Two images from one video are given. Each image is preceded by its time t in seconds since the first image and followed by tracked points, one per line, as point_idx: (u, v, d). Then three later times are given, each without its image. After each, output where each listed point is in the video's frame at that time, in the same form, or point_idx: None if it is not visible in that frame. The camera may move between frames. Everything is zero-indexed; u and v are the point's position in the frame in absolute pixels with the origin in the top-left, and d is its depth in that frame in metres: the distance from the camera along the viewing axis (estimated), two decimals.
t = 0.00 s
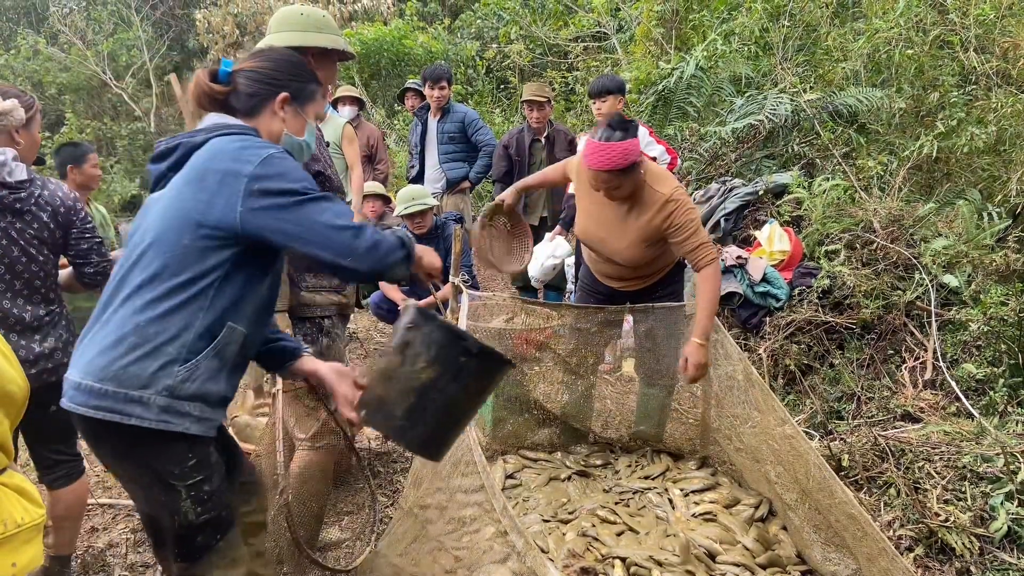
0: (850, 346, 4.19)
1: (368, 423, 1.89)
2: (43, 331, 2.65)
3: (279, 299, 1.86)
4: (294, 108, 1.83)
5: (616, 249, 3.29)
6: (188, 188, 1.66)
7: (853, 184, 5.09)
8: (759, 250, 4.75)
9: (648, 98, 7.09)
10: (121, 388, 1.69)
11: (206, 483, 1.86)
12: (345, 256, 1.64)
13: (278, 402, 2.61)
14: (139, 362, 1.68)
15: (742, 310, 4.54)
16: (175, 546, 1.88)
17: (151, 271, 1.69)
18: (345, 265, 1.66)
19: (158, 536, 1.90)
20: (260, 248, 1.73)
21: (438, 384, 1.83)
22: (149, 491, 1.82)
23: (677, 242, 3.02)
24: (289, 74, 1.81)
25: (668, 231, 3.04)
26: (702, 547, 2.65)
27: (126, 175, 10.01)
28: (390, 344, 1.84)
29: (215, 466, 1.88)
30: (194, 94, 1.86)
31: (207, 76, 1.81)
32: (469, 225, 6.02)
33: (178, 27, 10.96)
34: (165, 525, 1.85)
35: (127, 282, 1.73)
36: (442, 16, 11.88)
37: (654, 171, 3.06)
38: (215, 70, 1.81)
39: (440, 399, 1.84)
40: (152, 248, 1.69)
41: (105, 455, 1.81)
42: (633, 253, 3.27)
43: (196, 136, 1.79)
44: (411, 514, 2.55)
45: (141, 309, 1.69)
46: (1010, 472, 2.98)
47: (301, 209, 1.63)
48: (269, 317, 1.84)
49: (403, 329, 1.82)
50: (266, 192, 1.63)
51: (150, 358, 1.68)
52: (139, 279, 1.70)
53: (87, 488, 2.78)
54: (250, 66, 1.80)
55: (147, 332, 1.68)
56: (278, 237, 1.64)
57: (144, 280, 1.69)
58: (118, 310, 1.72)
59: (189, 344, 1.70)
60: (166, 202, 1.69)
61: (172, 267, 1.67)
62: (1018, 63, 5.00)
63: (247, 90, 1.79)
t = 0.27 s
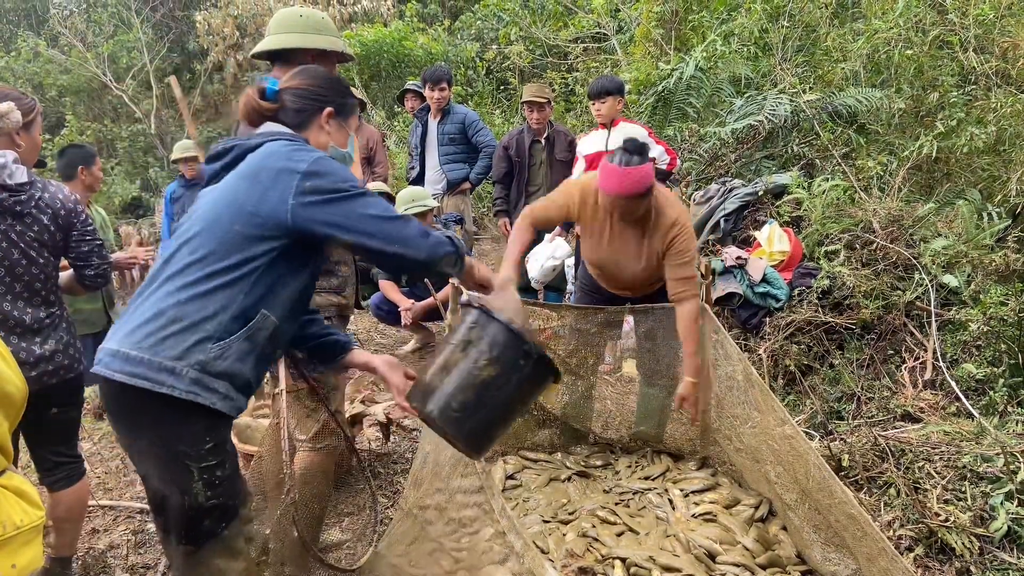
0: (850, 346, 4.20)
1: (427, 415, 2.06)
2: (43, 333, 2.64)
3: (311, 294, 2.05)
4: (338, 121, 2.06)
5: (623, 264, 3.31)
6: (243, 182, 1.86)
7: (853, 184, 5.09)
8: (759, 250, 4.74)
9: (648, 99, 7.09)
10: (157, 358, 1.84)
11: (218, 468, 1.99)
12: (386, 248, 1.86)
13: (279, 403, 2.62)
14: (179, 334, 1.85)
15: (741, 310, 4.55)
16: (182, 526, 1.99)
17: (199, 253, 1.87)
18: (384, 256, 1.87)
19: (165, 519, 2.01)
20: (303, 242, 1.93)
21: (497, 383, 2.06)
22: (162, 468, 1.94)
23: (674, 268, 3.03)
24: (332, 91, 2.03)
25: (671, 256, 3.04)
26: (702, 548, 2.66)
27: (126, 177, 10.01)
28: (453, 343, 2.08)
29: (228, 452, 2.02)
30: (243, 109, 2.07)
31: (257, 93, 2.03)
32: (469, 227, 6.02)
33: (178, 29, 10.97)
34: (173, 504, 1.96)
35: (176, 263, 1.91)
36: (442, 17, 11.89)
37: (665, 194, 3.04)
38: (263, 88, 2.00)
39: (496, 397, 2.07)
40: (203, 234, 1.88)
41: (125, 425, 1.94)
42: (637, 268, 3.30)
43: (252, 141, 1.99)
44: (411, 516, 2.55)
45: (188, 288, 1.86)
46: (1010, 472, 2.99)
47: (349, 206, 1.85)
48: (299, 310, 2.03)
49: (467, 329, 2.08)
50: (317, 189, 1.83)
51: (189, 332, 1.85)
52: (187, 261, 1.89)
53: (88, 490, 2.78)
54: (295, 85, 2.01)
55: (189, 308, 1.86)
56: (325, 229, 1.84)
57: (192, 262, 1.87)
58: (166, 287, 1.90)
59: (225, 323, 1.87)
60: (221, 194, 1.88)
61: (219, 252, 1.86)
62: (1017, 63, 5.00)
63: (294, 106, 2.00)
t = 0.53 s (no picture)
0: (850, 346, 4.20)
1: (453, 415, 2.24)
2: (43, 335, 2.64)
3: (331, 293, 2.14)
4: (371, 135, 2.17)
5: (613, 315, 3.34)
6: (281, 179, 1.97)
7: (852, 184, 5.09)
8: (758, 250, 4.73)
9: (648, 100, 7.09)
10: (180, 335, 1.94)
11: (220, 452, 2.05)
12: (409, 251, 1.97)
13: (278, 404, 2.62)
14: (203, 315, 1.95)
15: (741, 311, 4.55)
16: (180, 505, 2.05)
17: (231, 240, 1.98)
18: (406, 257, 1.98)
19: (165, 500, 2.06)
20: (331, 240, 2.04)
21: (522, 394, 2.23)
22: (167, 445, 2.01)
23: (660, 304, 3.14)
24: (366, 108, 2.16)
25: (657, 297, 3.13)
26: (702, 548, 2.67)
27: (127, 179, 10.02)
28: (485, 350, 2.28)
29: (232, 438, 2.08)
30: (281, 125, 2.19)
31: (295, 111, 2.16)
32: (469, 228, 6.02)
33: (179, 30, 10.98)
34: (174, 482, 2.02)
35: (208, 248, 2.02)
36: (442, 18, 11.90)
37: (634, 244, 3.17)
38: (302, 105, 2.14)
39: (518, 408, 2.24)
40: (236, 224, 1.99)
41: (137, 400, 2.02)
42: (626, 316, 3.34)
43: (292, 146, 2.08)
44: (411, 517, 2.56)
45: (217, 272, 1.97)
46: (1009, 472, 2.99)
47: (377, 209, 1.96)
48: (319, 305, 2.12)
49: (501, 339, 2.28)
50: (349, 191, 1.94)
51: (213, 313, 1.95)
52: (219, 247, 2.00)
53: (88, 492, 2.78)
54: (331, 102, 2.13)
55: (216, 291, 1.96)
56: (352, 228, 1.95)
57: (223, 248, 1.98)
58: (196, 270, 2.00)
59: (247, 309, 1.97)
60: (259, 189, 2.00)
61: (249, 242, 1.97)
62: (1017, 63, 5.01)
63: (330, 121, 2.12)
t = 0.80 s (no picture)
0: (850, 346, 4.20)
1: (460, 418, 2.30)
2: (44, 337, 2.65)
3: (345, 294, 2.20)
4: (388, 146, 2.31)
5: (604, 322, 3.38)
6: (304, 181, 2.04)
7: (852, 184, 5.09)
8: (758, 251, 4.73)
9: (648, 100, 7.09)
10: (200, 325, 1.98)
11: (230, 443, 2.08)
12: (423, 254, 2.06)
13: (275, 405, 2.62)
14: (223, 307, 1.99)
15: (741, 311, 4.55)
16: (189, 494, 2.07)
17: (253, 236, 2.03)
18: (418, 260, 2.07)
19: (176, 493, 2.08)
20: (350, 241, 2.11)
21: (526, 398, 2.31)
22: (179, 434, 2.03)
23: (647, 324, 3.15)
24: (383, 119, 2.29)
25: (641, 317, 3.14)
26: (702, 548, 2.67)
27: (127, 180, 10.02)
28: (490, 355, 2.35)
29: (242, 430, 2.11)
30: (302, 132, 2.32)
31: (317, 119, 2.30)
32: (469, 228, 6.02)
33: (179, 32, 10.99)
34: (184, 472, 2.05)
35: (229, 244, 2.08)
36: (442, 19, 11.91)
37: (617, 257, 3.10)
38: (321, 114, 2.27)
39: (523, 412, 2.32)
40: (258, 221, 2.04)
41: (150, 387, 2.05)
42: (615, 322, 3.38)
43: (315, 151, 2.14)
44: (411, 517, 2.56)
45: (238, 266, 2.02)
46: (1009, 471, 2.99)
47: (395, 214, 2.04)
48: (333, 305, 2.18)
49: (506, 345, 2.36)
50: (368, 196, 2.02)
51: (233, 306, 2.00)
52: (240, 242, 2.05)
53: (88, 493, 2.79)
54: (350, 113, 2.27)
55: (237, 284, 2.01)
56: (370, 230, 2.03)
57: (244, 244, 2.03)
58: (217, 264, 2.05)
59: (265, 304, 2.02)
60: (282, 190, 2.06)
61: (271, 239, 2.02)
62: (1016, 62, 5.01)
63: (350, 131, 2.25)
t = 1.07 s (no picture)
0: (850, 346, 4.20)
1: (468, 409, 2.37)
2: (45, 338, 2.65)
3: (352, 294, 2.24)
4: (392, 151, 2.35)
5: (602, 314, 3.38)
6: (315, 182, 2.06)
7: (852, 184, 5.09)
8: (758, 250, 4.74)
9: (648, 100, 7.09)
10: (214, 322, 1.99)
11: (239, 440, 2.09)
12: (431, 254, 2.13)
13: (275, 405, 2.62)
14: (237, 304, 2.01)
15: (742, 311, 4.55)
16: (198, 490, 2.07)
17: (265, 235, 2.04)
18: (428, 259, 2.13)
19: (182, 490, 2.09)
20: (360, 242, 2.15)
21: (530, 388, 2.45)
22: (189, 431, 2.03)
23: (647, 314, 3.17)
24: (389, 125, 2.34)
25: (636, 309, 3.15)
26: (702, 548, 2.68)
27: (128, 181, 10.03)
28: (491, 349, 2.47)
29: (250, 427, 2.12)
30: (308, 135, 2.35)
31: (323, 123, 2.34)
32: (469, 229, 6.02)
33: (179, 33, 10.99)
34: (193, 469, 2.05)
35: (239, 243, 2.08)
36: (442, 19, 11.91)
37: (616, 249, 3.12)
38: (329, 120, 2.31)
39: (525, 402, 2.46)
40: (270, 220, 2.05)
41: (159, 384, 2.05)
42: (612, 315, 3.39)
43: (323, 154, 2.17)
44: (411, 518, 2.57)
45: (251, 264, 2.03)
46: (1009, 471, 2.99)
47: (404, 215, 2.10)
48: (341, 304, 2.21)
49: (507, 340, 2.49)
50: (378, 198, 2.07)
51: (247, 303, 2.01)
52: (250, 241, 2.06)
53: (90, 494, 2.79)
54: (357, 118, 2.30)
55: (250, 282, 2.02)
56: (380, 230, 2.08)
57: (256, 242, 2.04)
58: (228, 263, 2.06)
59: (278, 303, 2.05)
60: (291, 191, 2.08)
61: (284, 238, 2.04)
62: (1016, 61, 5.01)
63: (356, 136, 2.28)
